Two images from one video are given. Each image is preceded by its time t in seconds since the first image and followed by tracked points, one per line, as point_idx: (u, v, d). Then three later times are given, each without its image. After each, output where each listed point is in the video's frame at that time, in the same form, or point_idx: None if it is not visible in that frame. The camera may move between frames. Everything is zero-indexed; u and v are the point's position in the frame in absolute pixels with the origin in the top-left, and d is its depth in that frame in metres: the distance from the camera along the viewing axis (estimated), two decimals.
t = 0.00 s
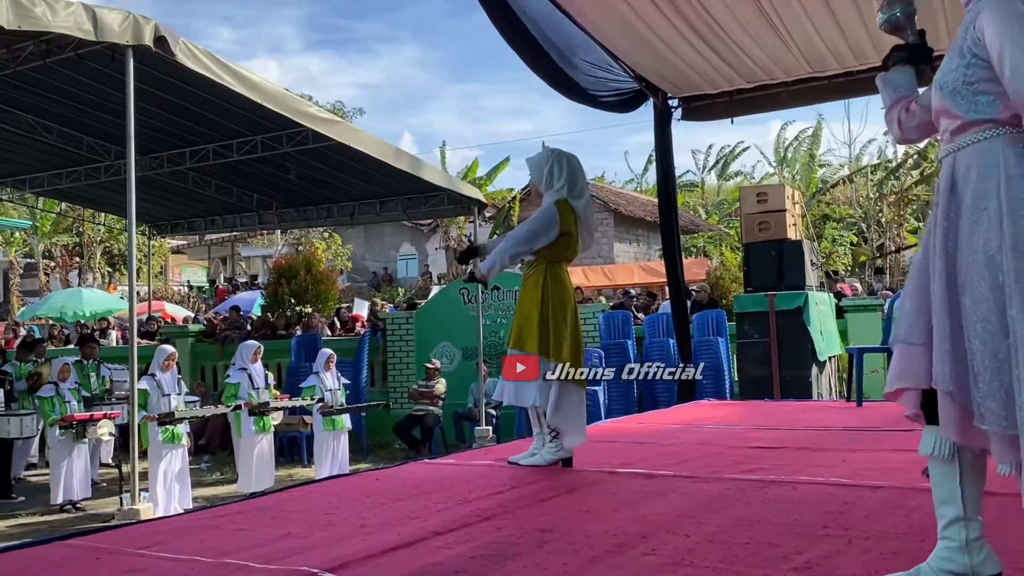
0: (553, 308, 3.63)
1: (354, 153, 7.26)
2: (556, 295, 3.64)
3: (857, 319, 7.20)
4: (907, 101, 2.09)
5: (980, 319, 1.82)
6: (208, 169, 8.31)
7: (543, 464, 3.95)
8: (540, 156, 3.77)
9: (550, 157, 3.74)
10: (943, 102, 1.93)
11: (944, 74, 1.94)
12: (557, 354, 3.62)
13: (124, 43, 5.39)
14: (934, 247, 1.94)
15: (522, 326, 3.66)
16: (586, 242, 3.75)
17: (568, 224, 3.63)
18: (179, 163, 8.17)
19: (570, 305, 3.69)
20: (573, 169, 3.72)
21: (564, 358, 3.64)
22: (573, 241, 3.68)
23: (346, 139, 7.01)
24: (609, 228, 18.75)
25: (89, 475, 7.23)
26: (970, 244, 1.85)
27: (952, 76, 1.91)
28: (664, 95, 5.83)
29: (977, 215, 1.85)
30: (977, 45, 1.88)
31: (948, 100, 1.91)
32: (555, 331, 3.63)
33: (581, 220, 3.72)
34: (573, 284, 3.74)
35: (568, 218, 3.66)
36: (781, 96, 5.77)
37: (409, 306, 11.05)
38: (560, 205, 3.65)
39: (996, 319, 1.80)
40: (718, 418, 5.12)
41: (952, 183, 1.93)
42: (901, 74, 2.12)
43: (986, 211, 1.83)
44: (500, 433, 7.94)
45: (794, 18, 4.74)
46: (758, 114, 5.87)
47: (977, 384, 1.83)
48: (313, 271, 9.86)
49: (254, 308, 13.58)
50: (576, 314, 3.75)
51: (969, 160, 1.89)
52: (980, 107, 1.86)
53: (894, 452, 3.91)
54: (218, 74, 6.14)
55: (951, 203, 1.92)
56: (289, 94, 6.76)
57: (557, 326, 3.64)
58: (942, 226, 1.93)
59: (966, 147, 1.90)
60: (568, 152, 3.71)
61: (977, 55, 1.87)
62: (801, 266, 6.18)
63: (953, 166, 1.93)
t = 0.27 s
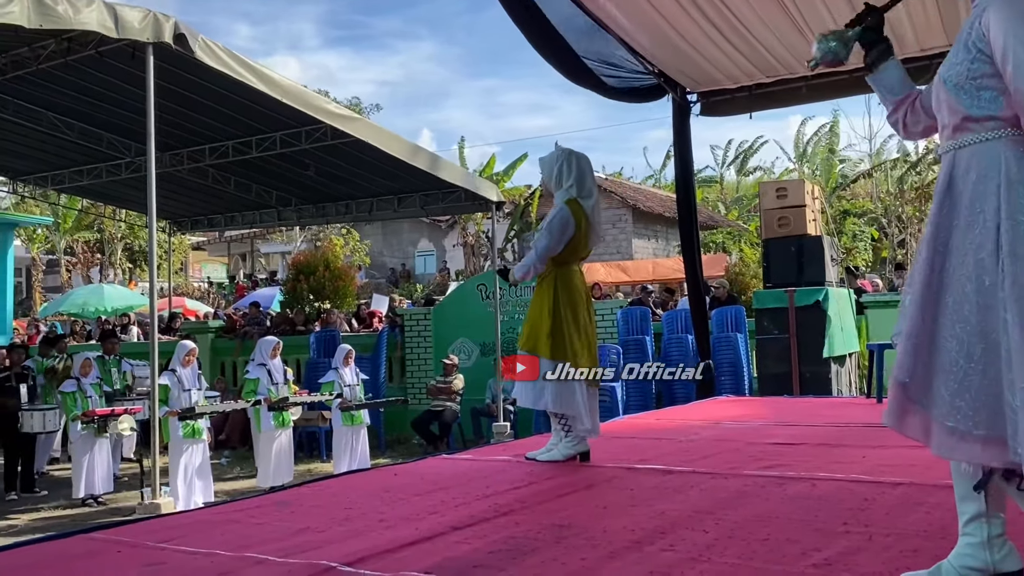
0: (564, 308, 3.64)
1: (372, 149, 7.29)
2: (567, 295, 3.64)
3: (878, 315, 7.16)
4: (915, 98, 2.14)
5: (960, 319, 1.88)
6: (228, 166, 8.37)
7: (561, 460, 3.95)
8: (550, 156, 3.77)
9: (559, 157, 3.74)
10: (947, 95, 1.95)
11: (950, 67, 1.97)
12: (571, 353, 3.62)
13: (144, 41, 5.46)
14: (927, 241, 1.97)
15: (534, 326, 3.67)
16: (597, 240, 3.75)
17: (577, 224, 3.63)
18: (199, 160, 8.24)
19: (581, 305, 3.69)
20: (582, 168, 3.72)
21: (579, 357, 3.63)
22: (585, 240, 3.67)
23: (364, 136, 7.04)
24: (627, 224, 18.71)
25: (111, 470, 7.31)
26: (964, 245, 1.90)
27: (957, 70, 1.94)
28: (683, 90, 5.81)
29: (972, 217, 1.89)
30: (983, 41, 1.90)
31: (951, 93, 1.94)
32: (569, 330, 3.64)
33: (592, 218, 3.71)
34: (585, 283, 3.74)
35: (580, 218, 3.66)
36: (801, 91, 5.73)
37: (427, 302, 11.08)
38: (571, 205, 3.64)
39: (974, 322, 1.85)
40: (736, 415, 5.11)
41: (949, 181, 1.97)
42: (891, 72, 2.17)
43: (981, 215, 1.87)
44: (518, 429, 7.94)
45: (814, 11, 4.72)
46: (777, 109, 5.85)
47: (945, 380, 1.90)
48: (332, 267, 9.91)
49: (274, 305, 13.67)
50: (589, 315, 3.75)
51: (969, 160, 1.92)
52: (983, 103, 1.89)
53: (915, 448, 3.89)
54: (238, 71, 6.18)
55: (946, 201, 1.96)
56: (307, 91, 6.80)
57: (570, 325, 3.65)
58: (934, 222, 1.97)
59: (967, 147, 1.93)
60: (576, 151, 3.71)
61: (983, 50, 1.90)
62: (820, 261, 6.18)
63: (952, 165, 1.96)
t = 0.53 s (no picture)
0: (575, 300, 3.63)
1: (389, 145, 7.30)
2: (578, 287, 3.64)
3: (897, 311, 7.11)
4: (953, 86, 2.14)
5: (996, 314, 1.85)
6: (247, 162, 8.42)
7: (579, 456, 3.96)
8: (570, 151, 3.77)
9: (578, 149, 3.73)
10: (985, 86, 1.96)
11: (988, 59, 1.97)
12: (577, 346, 3.61)
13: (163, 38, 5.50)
14: (965, 235, 1.95)
15: (550, 318, 3.72)
16: (615, 233, 3.70)
17: (588, 215, 3.62)
18: (219, 157, 8.30)
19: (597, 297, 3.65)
20: (600, 160, 3.69)
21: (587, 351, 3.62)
22: (598, 233, 3.65)
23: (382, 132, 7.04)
24: (645, 219, 18.66)
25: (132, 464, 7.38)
26: (1001, 239, 1.86)
27: (993, 61, 1.94)
28: (701, 85, 5.78)
29: (1009, 207, 1.86)
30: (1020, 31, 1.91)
31: (991, 84, 1.94)
32: (579, 324, 3.63)
33: (609, 211, 3.66)
34: (604, 276, 3.70)
35: (592, 210, 3.64)
36: (820, 85, 5.68)
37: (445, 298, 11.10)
38: (584, 197, 3.63)
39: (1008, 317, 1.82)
40: (754, 411, 5.09)
41: (988, 171, 1.94)
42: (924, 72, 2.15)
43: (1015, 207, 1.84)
44: (535, 425, 7.96)
45: (834, 7, 4.67)
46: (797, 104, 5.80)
47: (977, 373, 1.88)
48: (350, 263, 9.95)
49: (293, 301, 13.76)
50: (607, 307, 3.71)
51: (1007, 150, 1.89)
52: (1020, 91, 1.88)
53: (935, 445, 3.86)
54: (256, 68, 6.21)
55: (984, 192, 1.93)
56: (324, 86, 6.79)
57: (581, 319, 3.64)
58: (973, 214, 1.94)
59: (1005, 137, 1.90)
60: (595, 143, 3.68)
61: (1019, 40, 1.91)
62: (840, 256, 6.15)
63: (991, 156, 1.93)
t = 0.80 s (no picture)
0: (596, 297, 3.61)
1: (407, 141, 7.32)
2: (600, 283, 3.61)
3: (917, 307, 7.05)
4: (1010, 83, 2.73)
5: None
6: (266, 159, 8.48)
7: (597, 452, 3.97)
8: (589, 149, 3.77)
9: (598, 146, 3.73)
10: None
11: None
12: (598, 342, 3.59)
13: (183, 35, 5.54)
14: None
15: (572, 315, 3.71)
16: (637, 228, 3.65)
17: (607, 211, 3.60)
18: (238, 154, 8.35)
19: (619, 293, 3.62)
20: (619, 155, 3.66)
21: (603, 344, 3.58)
22: (620, 229, 3.62)
23: (401, 129, 7.05)
24: (663, 215, 18.60)
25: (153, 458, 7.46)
26: None
27: None
28: (720, 80, 5.75)
29: None
30: None
31: None
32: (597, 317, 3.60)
33: (629, 206, 3.64)
34: (626, 271, 3.67)
35: (610, 206, 3.62)
36: (839, 80, 5.66)
37: (462, 294, 11.13)
38: (602, 196, 3.62)
39: None
40: (773, 407, 5.08)
41: None
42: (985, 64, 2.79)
43: None
44: (553, 420, 7.98)
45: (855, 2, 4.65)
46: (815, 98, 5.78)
47: None
48: (368, 259, 10.00)
49: (312, 296, 13.85)
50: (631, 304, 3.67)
51: None
52: None
53: (956, 442, 3.83)
54: (276, 65, 6.24)
55: None
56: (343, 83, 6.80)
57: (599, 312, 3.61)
58: None
59: None
60: (614, 138, 3.67)
61: None
62: (860, 252, 6.11)
63: None
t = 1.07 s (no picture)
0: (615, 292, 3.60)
1: (425, 137, 7.33)
2: (619, 279, 3.61)
3: (938, 303, 6.98)
4: None
5: None
6: (284, 155, 8.52)
7: (615, 448, 3.98)
8: (617, 143, 3.79)
9: (625, 140, 3.75)
10: None
11: None
12: (615, 338, 3.58)
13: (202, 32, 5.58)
14: None
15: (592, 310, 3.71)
16: (660, 223, 3.63)
17: (630, 206, 3.60)
18: (257, 150, 8.40)
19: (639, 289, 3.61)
20: (645, 149, 3.67)
21: (620, 340, 3.57)
22: (643, 224, 3.60)
23: (419, 124, 7.06)
24: (682, 210, 18.51)
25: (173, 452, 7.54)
26: None
27: None
28: (739, 74, 5.73)
29: None
30: None
31: None
32: (615, 313, 3.60)
33: (654, 201, 3.63)
34: (649, 266, 3.65)
35: (634, 201, 3.62)
36: (860, 74, 5.59)
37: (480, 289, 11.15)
38: (625, 190, 3.64)
39: None
40: (791, 404, 5.05)
41: None
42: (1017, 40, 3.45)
43: None
44: (570, 416, 7.98)
45: None
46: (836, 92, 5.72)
47: None
48: (386, 255, 10.03)
49: (330, 292, 13.92)
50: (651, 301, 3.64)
51: None
52: None
53: (977, 439, 3.80)
54: (294, 62, 6.27)
55: None
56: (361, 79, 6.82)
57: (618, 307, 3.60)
58: None
59: None
60: (641, 131, 3.71)
61: None
62: (881, 247, 6.07)
63: None
